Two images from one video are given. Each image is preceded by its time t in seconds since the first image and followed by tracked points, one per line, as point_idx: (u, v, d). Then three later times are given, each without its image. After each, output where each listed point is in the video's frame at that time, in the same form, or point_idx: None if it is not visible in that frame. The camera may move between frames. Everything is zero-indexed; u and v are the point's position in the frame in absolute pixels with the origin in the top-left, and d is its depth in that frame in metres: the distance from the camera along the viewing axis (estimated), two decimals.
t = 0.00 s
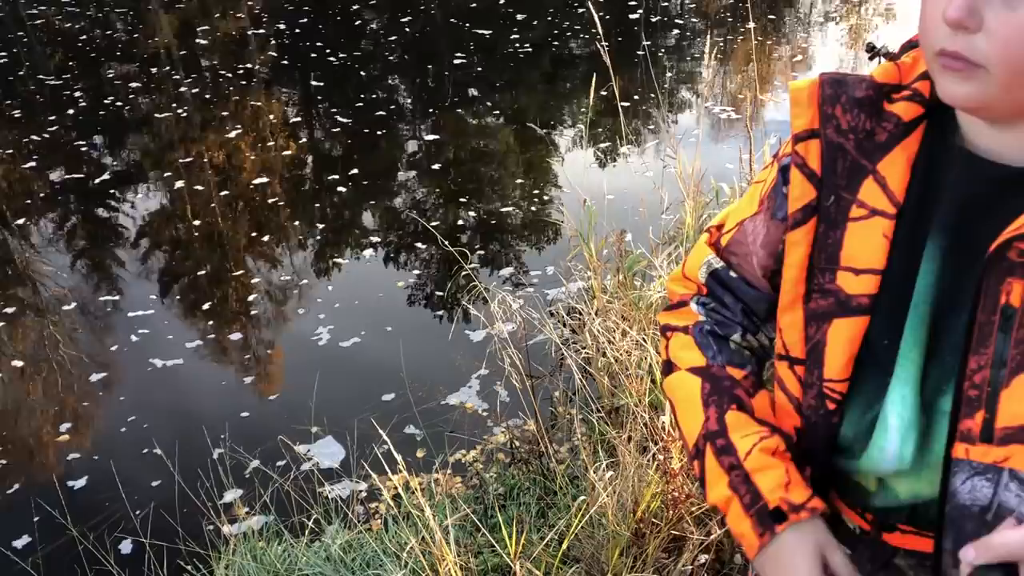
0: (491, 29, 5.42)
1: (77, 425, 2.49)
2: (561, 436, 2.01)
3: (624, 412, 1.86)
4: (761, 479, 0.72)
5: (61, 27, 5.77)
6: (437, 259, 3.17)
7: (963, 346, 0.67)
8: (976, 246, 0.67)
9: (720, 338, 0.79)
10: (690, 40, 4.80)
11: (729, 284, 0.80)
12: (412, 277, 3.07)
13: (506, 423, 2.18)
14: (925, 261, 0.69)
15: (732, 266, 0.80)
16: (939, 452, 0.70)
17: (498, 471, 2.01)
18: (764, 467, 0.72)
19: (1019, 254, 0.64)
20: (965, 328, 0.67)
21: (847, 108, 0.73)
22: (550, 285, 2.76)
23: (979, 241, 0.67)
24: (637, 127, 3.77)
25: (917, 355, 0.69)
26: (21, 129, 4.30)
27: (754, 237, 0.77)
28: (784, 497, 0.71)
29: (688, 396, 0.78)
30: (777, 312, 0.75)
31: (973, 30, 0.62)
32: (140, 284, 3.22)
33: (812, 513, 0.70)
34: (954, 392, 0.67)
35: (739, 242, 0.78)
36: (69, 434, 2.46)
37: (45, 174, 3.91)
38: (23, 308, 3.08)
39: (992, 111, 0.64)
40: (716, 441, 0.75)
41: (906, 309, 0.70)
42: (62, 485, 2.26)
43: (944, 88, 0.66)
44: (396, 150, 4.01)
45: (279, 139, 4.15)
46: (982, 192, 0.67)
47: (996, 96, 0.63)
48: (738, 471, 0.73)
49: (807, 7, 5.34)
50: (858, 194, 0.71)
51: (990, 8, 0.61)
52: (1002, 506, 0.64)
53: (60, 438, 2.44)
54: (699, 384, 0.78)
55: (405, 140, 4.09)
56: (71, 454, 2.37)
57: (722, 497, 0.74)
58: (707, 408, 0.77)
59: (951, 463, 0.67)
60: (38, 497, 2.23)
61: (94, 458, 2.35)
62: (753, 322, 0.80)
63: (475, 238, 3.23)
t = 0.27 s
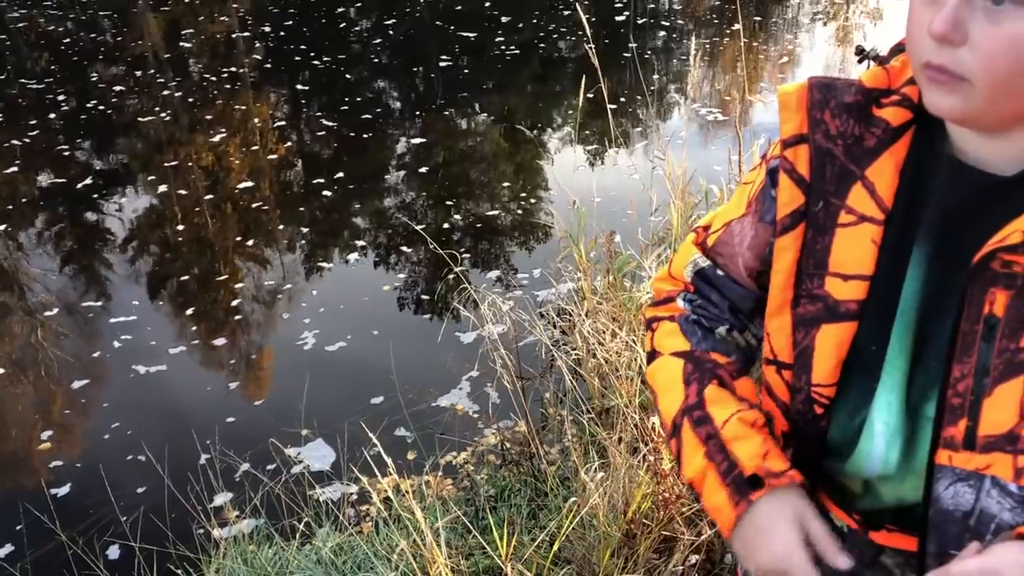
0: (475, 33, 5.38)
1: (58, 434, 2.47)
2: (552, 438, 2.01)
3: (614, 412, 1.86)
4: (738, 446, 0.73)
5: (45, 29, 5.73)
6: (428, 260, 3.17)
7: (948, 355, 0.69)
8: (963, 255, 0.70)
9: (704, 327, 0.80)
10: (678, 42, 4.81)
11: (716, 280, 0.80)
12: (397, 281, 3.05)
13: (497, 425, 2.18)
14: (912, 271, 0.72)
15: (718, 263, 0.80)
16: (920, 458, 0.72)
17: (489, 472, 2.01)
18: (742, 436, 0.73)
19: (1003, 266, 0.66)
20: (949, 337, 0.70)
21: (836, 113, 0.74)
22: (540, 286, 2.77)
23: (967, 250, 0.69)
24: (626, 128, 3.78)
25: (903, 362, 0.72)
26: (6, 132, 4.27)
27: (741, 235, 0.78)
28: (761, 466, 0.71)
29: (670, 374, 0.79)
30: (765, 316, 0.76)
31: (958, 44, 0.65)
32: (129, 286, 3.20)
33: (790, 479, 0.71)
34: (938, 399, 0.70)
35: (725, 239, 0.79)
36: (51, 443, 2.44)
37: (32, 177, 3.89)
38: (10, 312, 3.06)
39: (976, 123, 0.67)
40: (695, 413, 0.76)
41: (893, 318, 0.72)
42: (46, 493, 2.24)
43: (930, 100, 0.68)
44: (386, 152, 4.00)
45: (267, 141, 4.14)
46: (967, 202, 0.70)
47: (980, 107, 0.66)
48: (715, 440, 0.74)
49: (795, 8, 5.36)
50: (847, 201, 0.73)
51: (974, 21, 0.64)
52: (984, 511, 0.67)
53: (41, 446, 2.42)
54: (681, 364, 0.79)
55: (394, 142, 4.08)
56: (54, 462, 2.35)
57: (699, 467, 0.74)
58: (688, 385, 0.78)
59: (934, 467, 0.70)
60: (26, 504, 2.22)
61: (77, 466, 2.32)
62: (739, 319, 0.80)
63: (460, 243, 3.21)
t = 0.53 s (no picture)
0: (450, 36, 5.39)
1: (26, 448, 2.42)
2: (532, 439, 2.01)
3: (595, 414, 1.86)
4: (706, 524, 0.76)
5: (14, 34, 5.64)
6: (408, 263, 3.16)
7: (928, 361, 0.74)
8: (941, 259, 0.75)
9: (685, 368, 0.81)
10: (652, 44, 4.83)
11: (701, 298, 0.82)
12: (372, 286, 3.03)
13: (478, 428, 2.18)
14: (891, 279, 0.77)
15: (703, 281, 0.81)
16: (902, 464, 0.78)
17: (470, 476, 2.01)
18: (710, 514, 0.76)
19: (982, 271, 0.70)
20: (929, 341, 0.75)
21: (811, 121, 0.77)
22: (520, 288, 2.77)
23: (944, 254, 0.75)
24: (604, 130, 3.79)
25: (883, 368, 0.77)
26: None
27: (724, 251, 0.80)
28: (722, 550, 0.75)
29: (647, 423, 0.81)
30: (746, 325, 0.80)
31: (932, 49, 0.69)
32: (106, 294, 3.17)
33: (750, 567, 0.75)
34: (918, 404, 0.76)
35: (709, 257, 0.80)
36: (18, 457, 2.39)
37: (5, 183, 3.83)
38: None
39: (947, 126, 0.72)
40: (667, 480, 0.78)
41: (873, 325, 0.78)
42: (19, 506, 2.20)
43: (905, 104, 0.73)
44: (365, 155, 4.00)
45: (244, 145, 4.11)
46: (941, 209, 0.76)
47: (952, 111, 0.70)
48: (683, 515, 0.77)
49: (769, 10, 5.40)
50: (825, 209, 0.77)
51: (946, 29, 0.69)
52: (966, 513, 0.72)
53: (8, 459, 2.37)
54: (659, 416, 0.80)
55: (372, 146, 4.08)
56: (24, 475, 2.31)
57: (668, 537, 0.78)
58: (664, 443, 0.80)
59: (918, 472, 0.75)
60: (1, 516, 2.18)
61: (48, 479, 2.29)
62: (725, 335, 0.82)
63: (433, 248, 3.20)
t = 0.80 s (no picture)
0: (408, 45, 5.36)
1: None
2: (501, 446, 2.02)
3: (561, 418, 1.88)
4: (699, 453, 0.87)
5: None
6: (374, 270, 3.15)
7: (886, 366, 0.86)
8: (896, 265, 0.86)
9: (642, 336, 0.94)
10: (613, 50, 4.86)
11: (648, 291, 0.95)
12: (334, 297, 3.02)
13: (446, 436, 2.17)
14: (848, 288, 0.88)
15: (647, 275, 0.95)
16: (862, 468, 0.89)
17: (440, 483, 2.01)
18: (699, 443, 0.88)
19: (936, 276, 0.81)
20: (884, 348, 0.87)
21: (764, 130, 0.88)
22: (485, 295, 2.78)
23: (897, 259, 0.86)
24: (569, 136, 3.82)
25: (841, 373, 0.89)
26: None
27: (672, 250, 0.92)
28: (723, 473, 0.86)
29: (619, 387, 0.93)
30: (707, 332, 0.93)
31: (881, 59, 0.78)
32: (71, 308, 3.12)
33: (749, 482, 0.85)
34: (876, 408, 0.87)
35: (654, 256, 0.93)
36: None
37: None
38: None
39: (896, 131, 0.81)
40: (651, 426, 0.90)
41: (830, 332, 0.89)
42: None
43: (858, 109, 0.82)
44: (330, 163, 3.98)
45: (208, 156, 4.07)
46: (893, 218, 0.86)
47: (901, 115, 0.80)
48: (674, 450, 0.88)
49: (729, 14, 5.46)
50: (779, 215, 0.88)
51: (895, 40, 0.77)
52: (923, 514, 0.83)
53: None
54: (628, 377, 0.93)
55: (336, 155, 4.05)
56: None
57: (667, 479, 0.88)
58: (638, 398, 0.92)
59: (879, 475, 0.86)
60: None
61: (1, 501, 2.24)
62: (673, 326, 0.96)
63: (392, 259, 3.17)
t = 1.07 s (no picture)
0: (361, 59, 5.26)
1: None
2: (464, 459, 2.02)
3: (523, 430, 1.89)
4: (611, 512, 0.83)
5: None
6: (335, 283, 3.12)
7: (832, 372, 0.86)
8: (836, 272, 0.88)
9: (587, 372, 0.91)
10: (571, 60, 4.87)
11: (604, 311, 0.92)
12: (289, 314, 2.97)
13: (410, 450, 2.18)
14: (790, 295, 0.89)
15: (602, 296, 0.92)
16: (812, 470, 0.89)
17: (405, 498, 2.00)
18: (615, 502, 0.83)
19: (877, 281, 0.82)
20: (831, 352, 0.87)
21: (706, 143, 0.89)
22: (447, 307, 2.78)
23: (837, 266, 0.87)
24: (529, 146, 3.84)
25: (786, 381, 0.89)
26: None
27: (626, 269, 0.90)
28: (630, 536, 0.82)
29: (547, 423, 0.90)
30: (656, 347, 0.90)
31: (818, 73, 0.78)
32: (25, 330, 3.05)
33: (653, 553, 0.81)
34: (824, 412, 0.87)
35: (608, 274, 0.91)
36: None
37: None
38: None
39: (835, 143, 0.81)
40: (573, 472, 0.86)
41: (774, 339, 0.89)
42: None
43: (796, 125, 0.81)
44: (290, 177, 3.96)
45: (165, 172, 4.02)
46: (832, 225, 0.88)
47: (840, 128, 0.80)
48: (589, 504, 0.84)
49: (685, 23, 5.52)
50: (725, 227, 0.88)
51: (830, 53, 0.77)
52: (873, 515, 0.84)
53: None
54: (561, 413, 0.89)
55: (295, 171, 4.00)
56: None
57: (572, 530, 0.84)
58: (566, 439, 0.88)
59: (828, 478, 0.86)
60: None
61: None
62: (626, 351, 0.92)
63: (351, 274, 3.15)
